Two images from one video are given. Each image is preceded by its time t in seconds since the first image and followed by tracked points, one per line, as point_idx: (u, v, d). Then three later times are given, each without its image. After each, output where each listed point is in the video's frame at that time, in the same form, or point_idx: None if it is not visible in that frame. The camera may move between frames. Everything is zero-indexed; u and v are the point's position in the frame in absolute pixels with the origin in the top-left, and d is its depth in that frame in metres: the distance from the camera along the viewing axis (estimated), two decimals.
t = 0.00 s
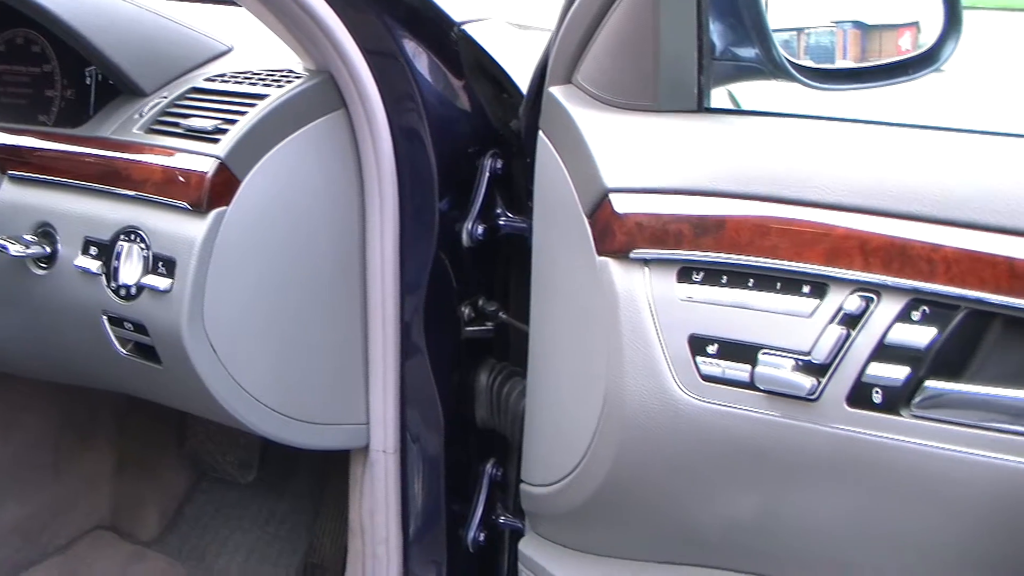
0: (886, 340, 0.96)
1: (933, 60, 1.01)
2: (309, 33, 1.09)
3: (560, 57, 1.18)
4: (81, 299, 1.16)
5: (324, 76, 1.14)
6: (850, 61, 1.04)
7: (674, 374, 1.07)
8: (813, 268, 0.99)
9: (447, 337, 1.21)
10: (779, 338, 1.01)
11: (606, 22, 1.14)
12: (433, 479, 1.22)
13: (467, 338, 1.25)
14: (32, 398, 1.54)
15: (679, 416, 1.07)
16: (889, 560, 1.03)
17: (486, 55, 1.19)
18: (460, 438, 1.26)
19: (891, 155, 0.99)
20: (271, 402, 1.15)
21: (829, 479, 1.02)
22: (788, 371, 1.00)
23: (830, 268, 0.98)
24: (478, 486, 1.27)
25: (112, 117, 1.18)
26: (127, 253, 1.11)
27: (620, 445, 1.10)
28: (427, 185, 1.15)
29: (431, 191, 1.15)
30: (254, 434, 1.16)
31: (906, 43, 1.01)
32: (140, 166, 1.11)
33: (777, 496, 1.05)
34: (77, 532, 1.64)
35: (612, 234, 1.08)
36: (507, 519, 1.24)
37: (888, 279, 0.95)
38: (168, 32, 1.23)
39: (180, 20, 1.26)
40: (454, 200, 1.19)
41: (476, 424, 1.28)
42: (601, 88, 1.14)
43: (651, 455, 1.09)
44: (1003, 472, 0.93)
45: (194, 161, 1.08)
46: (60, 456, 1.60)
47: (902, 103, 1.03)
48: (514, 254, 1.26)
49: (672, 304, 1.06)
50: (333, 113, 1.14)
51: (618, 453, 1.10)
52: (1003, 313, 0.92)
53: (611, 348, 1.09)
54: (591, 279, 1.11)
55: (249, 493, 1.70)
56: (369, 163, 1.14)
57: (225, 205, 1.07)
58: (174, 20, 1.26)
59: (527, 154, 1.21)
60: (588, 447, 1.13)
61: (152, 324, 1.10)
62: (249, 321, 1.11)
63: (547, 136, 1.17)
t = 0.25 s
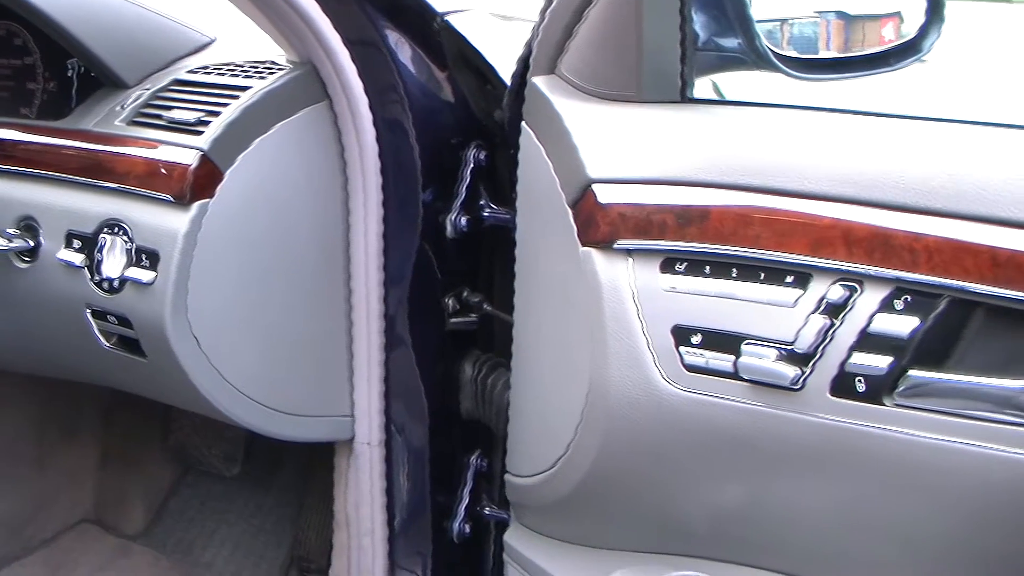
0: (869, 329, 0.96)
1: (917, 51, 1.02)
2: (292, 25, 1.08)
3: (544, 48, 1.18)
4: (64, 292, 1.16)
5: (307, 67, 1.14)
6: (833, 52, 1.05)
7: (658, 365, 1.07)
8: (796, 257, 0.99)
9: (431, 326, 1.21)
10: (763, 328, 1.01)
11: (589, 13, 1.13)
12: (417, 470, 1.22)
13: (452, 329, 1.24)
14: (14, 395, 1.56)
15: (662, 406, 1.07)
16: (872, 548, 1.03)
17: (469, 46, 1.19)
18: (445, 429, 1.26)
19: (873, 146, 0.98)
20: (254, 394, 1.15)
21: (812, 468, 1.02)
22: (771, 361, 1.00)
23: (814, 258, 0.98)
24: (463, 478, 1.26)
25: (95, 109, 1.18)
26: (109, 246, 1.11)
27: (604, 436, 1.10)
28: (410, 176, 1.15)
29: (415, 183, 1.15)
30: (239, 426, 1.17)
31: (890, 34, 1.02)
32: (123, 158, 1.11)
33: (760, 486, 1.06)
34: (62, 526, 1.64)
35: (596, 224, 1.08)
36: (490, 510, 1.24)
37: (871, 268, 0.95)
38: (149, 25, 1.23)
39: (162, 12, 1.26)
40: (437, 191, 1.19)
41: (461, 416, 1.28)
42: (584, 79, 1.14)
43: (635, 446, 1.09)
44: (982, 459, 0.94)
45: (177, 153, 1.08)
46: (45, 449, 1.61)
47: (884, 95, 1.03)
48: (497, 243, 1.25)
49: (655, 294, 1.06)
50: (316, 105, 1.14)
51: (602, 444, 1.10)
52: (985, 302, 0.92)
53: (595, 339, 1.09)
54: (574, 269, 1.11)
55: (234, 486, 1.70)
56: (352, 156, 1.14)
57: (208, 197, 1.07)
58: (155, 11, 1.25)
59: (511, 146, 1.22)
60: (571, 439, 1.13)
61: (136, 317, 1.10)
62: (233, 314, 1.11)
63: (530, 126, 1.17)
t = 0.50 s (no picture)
0: (849, 316, 0.97)
1: (896, 38, 1.00)
2: (273, 18, 1.09)
3: (523, 34, 1.17)
4: (43, 284, 1.16)
5: (286, 58, 1.14)
6: (813, 40, 1.05)
7: (638, 352, 1.07)
8: (774, 245, 0.99)
9: (413, 313, 1.20)
10: (743, 315, 1.01)
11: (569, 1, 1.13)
12: (399, 460, 1.21)
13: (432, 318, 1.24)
14: None
15: (642, 394, 1.07)
16: (850, 536, 1.03)
17: (448, 34, 1.19)
18: (427, 420, 1.25)
19: (853, 134, 0.98)
20: (235, 385, 1.15)
21: (790, 454, 1.02)
22: (751, 349, 1.01)
23: (792, 245, 0.98)
24: (444, 468, 1.26)
25: (74, 100, 1.19)
26: (89, 237, 1.12)
27: (585, 424, 1.10)
28: (389, 165, 1.14)
29: (395, 172, 1.14)
30: (220, 416, 1.17)
31: (869, 22, 1.00)
32: (101, 149, 1.11)
33: (739, 473, 1.06)
34: (39, 521, 1.63)
35: (574, 213, 1.08)
36: (474, 500, 1.22)
37: (849, 256, 0.95)
38: (128, 15, 1.23)
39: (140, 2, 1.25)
40: (417, 180, 1.17)
41: (442, 407, 1.27)
42: (563, 67, 1.14)
43: (615, 434, 1.09)
44: (963, 447, 0.93)
45: (155, 144, 1.08)
46: (26, 442, 1.61)
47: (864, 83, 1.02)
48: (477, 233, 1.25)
49: (635, 281, 1.06)
50: (296, 94, 1.14)
51: (582, 432, 1.10)
52: (963, 289, 0.92)
53: (575, 326, 1.10)
54: (554, 258, 1.11)
55: (216, 478, 1.70)
56: (332, 145, 1.14)
57: (187, 188, 1.08)
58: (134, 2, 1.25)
59: (491, 135, 1.22)
60: (552, 428, 1.13)
61: (115, 308, 1.10)
62: (213, 304, 1.12)
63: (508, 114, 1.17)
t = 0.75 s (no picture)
0: (833, 307, 0.96)
1: (879, 30, 1.01)
2: (256, 10, 1.08)
3: (507, 26, 1.18)
4: (28, 278, 1.16)
5: (270, 50, 1.14)
6: (797, 32, 1.04)
7: (623, 343, 1.07)
8: (759, 236, 0.99)
9: (399, 308, 1.21)
10: (727, 307, 1.01)
11: None
12: (385, 452, 1.21)
13: (417, 311, 1.24)
14: None
15: (628, 385, 1.07)
16: (832, 525, 1.03)
17: (429, 25, 1.21)
18: (413, 413, 1.26)
19: (832, 124, 0.99)
20: (221, 378, 1.16)
21: (775, 444, 1.02)
22: (735, 340, 1.01)
23: (777, 237, 0.98)
24: (431, 459, 1.27)
25: (57, 94, 1.19)
26: (73, 231, 1.12)
27: (571, 415, 1.10)
28: (374, 157, 1.14)
29: (380, 163, 1.15)
30: (206, 411, 1.17)
31: (852, 14, 1.01)
32: (85, 143, 1.11)
33: (725, 464, 1.06)
34: (25, 516, 1.63)
35: (559, 205, 1.08)
36: (460, 492, 1.24)
37: (835, 247, 0.95)
38: (110, 8, 1.23)
39: None
40: (402, 173, 1.18)
41: (428, 399, 1.28)
42: (547, 59, 1.14)
43: (600, 426, 1.09)
44: (947, 436, 0.93)
45: (139, 137, 1.08)
46: (11, 435, 1.61)
47: (845, 72, 1.03)
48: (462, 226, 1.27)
49: (620, 272, 1.06)
50: (280, 87, 1.14)
51: (568, 423, 1.10)
52: (947, 279, 0.92)
53: (560, 318, 1.10)
54: (539, 249, 1.11)
55: (201, 471, 1.72)
56: (316, 138, 1.13)
57: (172, 181, 1.08)
58: None
59: (476, 127, 1.22)
60: (538, 421, 1.13)
61: (100, 302, 1.10)
62: (198, 296, 1.12)
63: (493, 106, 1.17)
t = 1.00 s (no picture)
0: (816, 297, 0.96)
1: (862, 21, 1.01)
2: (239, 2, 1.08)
3: (490, 18, 1.19)
4: (11, 272, 1.16)
5: (253, 43, 1.13)
6: (781, 23, 1.04)
7: (606, 335, 1.07)
8: (743, 227, 0.99)
9: (382, 302, 1.21)
10: (711, 297, 1.01)
11: None
12: (370, 445, 1.21)
13: (401, 304, 1.24)
14: None
15: (612, 376, 1.07)
16: (816, 515, 1.03)
17: (414, 18, 1.21)
18: (397, 404, 1.26)
19: (816, 114, 0.99)
20: (205, 371, 1.16)
21: (759, 435, 1.02)
22: (719, 331, 1.01)
23: (760, 228, 0.98)
24: (416, 451, 1.27)
25: (40, 88, 1.19)
26: (56, 225, 1.11)
27: (555, 406, 1.10)
28: (357, 149, 1.14)
29: (363, 156, 1.15)
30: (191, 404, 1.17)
31: (836, 5, 1.00)
32: (68, 137, 1.11)
33: (709, 454, 1.06)
34: (12, 511, 1.63)
35: (543, 196, 1.08)
36: (445, 484, 1.23)
37: (818, 237, 0.95)
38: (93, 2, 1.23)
39: None
40: (385, 166, 1.18)
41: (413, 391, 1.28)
42: (530, 50, 1.15)
43: (584, 417, 1.10)
44: (923, 425, 0.92)
45: (122, 131, 1.08)
46: None
47: (826, 63, 1.04)
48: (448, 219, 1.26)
49: (604, 264, 1.06)
50: (262, 80, 1.14)
51: (552, 414, 1.11)
52: (928, 268, 0.91)
53: (543, 310, 1.10)
54: (523, 241, 1.11)
55: (188, 465, 1.71)
56: (300, 130, 1.13)
57: (154, 175, 1.07)
58: None
59: (460, 119, 1.23)
60: (522, 412, 1.14)
61: (83, 296, 1.10)
62: (182, 289, 1.11)
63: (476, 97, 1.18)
